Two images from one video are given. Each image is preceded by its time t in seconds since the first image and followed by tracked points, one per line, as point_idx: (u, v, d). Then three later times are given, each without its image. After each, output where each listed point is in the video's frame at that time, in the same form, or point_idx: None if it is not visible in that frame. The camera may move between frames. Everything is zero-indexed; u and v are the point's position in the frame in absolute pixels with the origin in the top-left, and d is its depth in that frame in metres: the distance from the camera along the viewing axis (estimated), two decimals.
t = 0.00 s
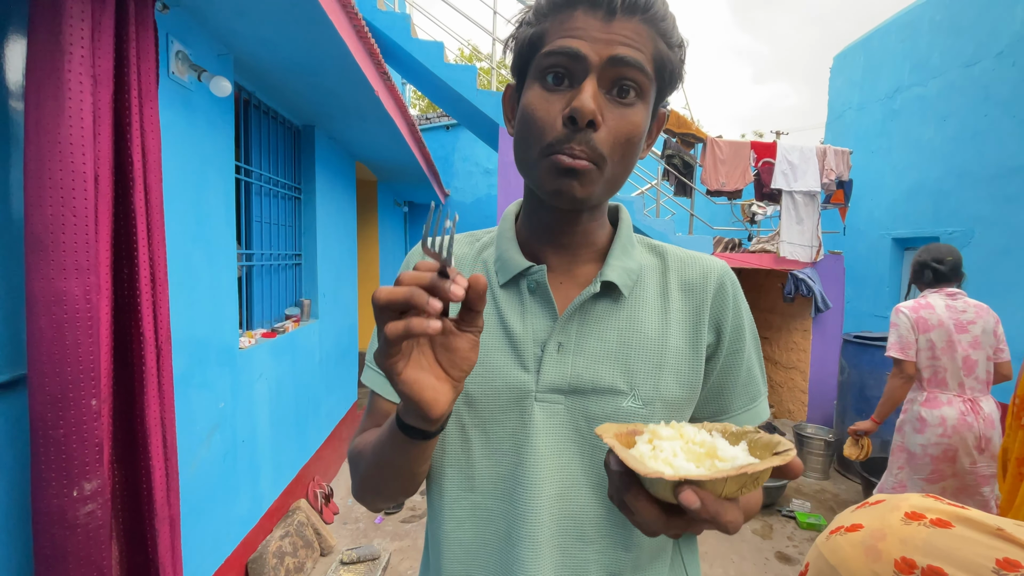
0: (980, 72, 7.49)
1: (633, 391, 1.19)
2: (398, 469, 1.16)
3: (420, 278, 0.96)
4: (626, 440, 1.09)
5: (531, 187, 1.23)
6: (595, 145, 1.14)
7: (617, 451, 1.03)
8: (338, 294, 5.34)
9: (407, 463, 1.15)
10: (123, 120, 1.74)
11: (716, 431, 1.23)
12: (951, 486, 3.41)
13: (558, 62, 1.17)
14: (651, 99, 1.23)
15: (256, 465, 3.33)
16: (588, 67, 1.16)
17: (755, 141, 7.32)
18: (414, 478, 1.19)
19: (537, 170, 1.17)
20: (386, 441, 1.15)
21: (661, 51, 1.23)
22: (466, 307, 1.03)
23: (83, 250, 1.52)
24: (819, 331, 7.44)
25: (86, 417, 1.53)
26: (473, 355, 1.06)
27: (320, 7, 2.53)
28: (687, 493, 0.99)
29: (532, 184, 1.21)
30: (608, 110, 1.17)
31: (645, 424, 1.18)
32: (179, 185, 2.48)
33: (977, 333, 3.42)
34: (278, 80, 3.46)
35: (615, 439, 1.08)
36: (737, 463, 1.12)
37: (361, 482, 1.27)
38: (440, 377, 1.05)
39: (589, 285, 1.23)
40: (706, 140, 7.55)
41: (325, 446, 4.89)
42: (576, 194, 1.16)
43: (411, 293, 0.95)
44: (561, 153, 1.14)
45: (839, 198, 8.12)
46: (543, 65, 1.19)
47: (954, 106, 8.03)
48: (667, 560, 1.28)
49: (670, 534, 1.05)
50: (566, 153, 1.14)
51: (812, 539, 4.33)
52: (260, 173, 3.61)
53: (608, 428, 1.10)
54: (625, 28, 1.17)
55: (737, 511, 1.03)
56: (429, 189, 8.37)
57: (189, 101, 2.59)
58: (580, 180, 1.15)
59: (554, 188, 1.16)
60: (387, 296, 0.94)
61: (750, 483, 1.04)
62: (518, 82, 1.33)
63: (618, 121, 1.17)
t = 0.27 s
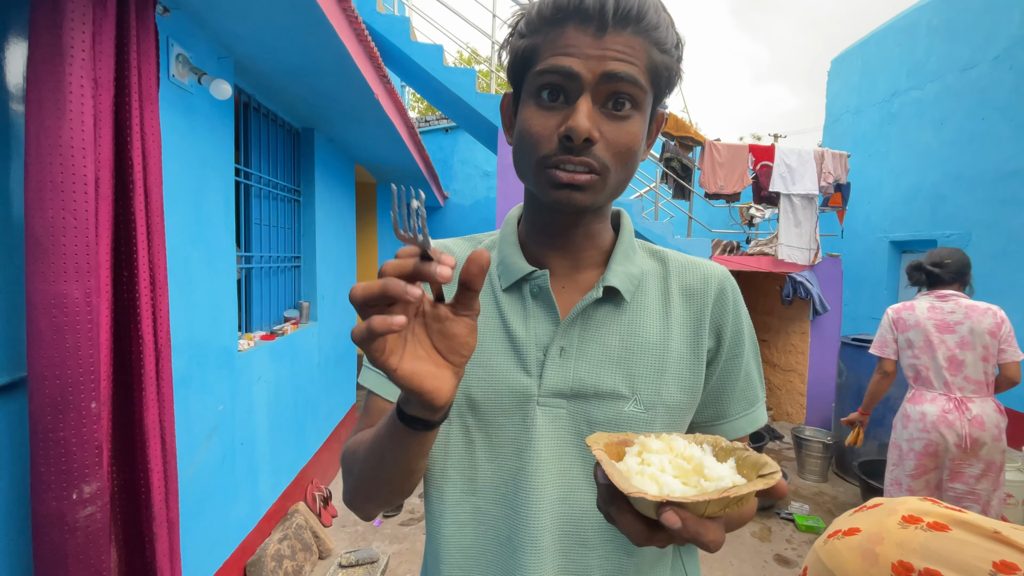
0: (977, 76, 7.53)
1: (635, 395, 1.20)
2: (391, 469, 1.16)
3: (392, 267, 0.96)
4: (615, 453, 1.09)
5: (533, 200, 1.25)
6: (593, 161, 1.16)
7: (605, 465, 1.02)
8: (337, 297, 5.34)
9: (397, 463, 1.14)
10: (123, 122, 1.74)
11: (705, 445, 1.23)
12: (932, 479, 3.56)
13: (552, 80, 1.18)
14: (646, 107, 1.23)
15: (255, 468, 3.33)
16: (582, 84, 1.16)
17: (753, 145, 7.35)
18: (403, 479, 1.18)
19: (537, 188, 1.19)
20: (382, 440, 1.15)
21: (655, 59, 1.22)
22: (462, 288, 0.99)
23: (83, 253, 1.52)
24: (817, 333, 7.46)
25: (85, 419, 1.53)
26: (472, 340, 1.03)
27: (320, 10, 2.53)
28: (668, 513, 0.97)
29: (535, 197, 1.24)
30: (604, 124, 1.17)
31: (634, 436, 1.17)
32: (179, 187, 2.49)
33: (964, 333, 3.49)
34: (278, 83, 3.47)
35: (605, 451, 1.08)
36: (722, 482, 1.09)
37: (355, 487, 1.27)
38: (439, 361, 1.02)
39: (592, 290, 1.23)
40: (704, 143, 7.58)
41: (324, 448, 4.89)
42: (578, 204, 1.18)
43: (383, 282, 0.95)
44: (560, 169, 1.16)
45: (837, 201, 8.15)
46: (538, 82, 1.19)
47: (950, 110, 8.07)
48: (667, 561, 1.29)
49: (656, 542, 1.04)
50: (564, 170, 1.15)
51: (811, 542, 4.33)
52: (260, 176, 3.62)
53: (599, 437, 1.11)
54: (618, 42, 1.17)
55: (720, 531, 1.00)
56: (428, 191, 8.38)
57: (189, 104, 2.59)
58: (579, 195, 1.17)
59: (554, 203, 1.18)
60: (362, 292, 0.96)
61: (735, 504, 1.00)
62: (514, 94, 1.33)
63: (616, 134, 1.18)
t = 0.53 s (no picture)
0: (975, 78, 7.56)
1: (640, 397, 1.20)
2: (383, 430, 1.09)
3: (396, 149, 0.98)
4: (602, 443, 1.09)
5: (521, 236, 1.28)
6: (549, 193, 1.14)
7: (589, 455, 1.02)
8: (336, 298, 5.34)
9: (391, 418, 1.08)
10: (122, 122, 1.74)
11: (692, 442, 1.19)
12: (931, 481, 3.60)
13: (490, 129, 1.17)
14: (594, 112, 1.15)
15: (253, 469, 3.32)
16: (516, 127, 1.14)
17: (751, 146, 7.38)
18: (397, 437, 1.09)
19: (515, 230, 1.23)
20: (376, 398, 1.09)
21: (583, 66, 1.14)
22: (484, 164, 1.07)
23: (82, 254, 1.52)
24: (816, 335, 7.47)
25: (84, 420, 1.53)
26: (492, 226, 1.08)
27: (320, 11, 2.54)
28: (647, 502, 0.97)
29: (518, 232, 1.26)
30: (550, 153, 1.13)
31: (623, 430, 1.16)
32: (178, 187, 2.48)
33: (978, 337, 3.47)
34: (277, 85, 3.48)
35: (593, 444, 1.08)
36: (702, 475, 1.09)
37: (341, 476, 1.17)
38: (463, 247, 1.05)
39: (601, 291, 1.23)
40: (703, 145, 7.60)
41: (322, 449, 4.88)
42: (553, 238, 1.19)
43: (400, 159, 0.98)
44: (526, 212, 1.17)
45: (836, 203, 8.17)
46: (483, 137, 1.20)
47: (948, 112, 8.10)
48: (666, 563, 1.29)
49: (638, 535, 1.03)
50: (527, 212, 1.17)
51: (810, 543, 4.33)
52: (259, 177, 3.62)
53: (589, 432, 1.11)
54: (529, 73, 1.11)
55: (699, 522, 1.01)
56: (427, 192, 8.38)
57: (188, 105, 2.59)
58: (551, 229, 1.18)
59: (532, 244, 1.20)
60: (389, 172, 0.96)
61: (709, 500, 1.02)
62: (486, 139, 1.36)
63: (564, 160, 1.13)
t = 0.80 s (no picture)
0: (972, 79, 7.58)
1: (636, 397, 1.20)
2: (384, 439, 1.09)
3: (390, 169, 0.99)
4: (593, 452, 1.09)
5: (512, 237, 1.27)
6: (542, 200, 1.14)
7: (577, 465, 1.02)
8: (334, 298, 5.33)
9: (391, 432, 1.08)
10: (119, 121, 1.73)
11: (686, 447, 1.16)
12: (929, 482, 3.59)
13: (482, 134, 1.15)
14: (587, 116, 1.14)
15: (251, 470, 3.31)
16: (507, 134, 1.12)
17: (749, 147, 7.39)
18: (399, 450, 1.09)
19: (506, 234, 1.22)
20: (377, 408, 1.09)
21: (577, 72, 1.11)
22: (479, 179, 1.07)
23: (79, 254, 1.51)
24: (814, 335, 7.47)
25: (80, 421, 1.52)
26: (488, 240, 1.09)
27: (319, 11, 2.53)
28: (633, 514, 0.94)
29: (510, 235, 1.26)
30: (542, 160, 1.12)
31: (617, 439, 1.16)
32: (175, 187, 2.48)
33: (1019, 336, 3.43)
34: (276, 84, 3.47)
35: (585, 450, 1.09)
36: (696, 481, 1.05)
37: (348, 490, 1.17)
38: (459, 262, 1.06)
39: (595, 291, 1.23)
40: (702, 145, 7.60)
41: (320, 450, 4.87)
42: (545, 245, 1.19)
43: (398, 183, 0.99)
44: (518, 218, 1.17)
45: (834, 203, 8.18)
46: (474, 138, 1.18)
47: (946, 113, 8.11)
48: (667, 564, 1.28)
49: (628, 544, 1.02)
50: (517, 217, 1.17)
51: (808, 544, 4.33)
52: (257, 177, 3.61)
53: (581, 440, 1.11)
54: (522, 79, 1.09)
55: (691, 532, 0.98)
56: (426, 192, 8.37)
57: (187, 105, 2.59)
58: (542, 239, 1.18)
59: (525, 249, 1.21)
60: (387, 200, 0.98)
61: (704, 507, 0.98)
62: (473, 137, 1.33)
63: (558, 167, 1.12)
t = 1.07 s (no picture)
0: (970, 80, 7.60)
1: (629, 397, 1.19)
2: (372, 481, 1.16)
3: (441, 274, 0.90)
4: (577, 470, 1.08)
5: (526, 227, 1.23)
6: (587, 207, 1.15)
7: (557, 481, 1.02)
8: (333, 298, 5.32)
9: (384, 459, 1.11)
10: (117, 121, 1.73)
11: (673, 467, 1.17)
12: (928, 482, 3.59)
13: (534, 124, 1.10)
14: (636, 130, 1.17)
15: (249, 471, 3.31)
16: (567, 130, 1.10)
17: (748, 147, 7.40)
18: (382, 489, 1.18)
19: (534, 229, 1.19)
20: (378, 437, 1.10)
21: (644, 83, 1.14)
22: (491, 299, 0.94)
23: (75, 253, 1.51)
24: (812, 335, 7.48)
25: (77, 422, 1.52)
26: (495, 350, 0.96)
27: (317, 10, 2.52)
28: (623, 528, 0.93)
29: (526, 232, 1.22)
30: (595, 166, 1.13)
31: (600, 458, 1.15)
32: (172, 187, 2.47)
33: None
34: (274, 84, 3.46)
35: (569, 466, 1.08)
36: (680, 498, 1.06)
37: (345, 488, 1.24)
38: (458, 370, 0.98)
39: (585, 291, 1.23)
40: (700, 146, 7.60)
41: (319, 450, 4.86)
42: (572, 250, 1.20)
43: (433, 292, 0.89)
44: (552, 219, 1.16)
45: (832, 203, 8.19)
46: (517, 124, 1.11)
47: (944, 113, 8.12)
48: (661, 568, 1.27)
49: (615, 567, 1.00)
50: (557, 217, 1.15)
51: (807, 544, 4.34)
52: (255, 176, 3.61)
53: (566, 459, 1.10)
54: (598, 77, 1.08)
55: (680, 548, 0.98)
56: (425, 192, 8.36)
57: (184, 104, 2.58)
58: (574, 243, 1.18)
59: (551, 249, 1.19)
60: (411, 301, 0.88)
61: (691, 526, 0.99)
62: (490, 114, 1.25)
63: (605, 174, 1.14)
